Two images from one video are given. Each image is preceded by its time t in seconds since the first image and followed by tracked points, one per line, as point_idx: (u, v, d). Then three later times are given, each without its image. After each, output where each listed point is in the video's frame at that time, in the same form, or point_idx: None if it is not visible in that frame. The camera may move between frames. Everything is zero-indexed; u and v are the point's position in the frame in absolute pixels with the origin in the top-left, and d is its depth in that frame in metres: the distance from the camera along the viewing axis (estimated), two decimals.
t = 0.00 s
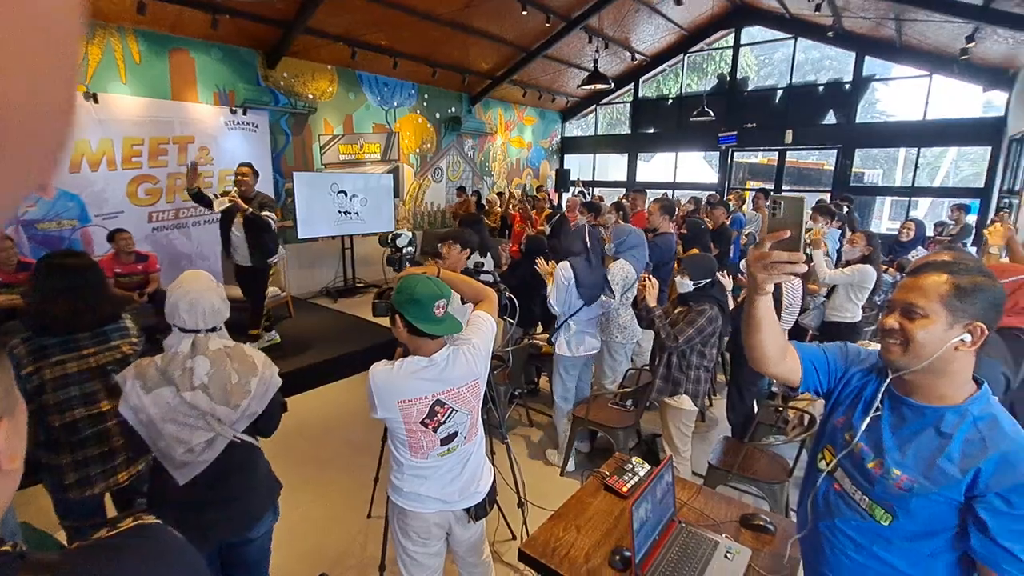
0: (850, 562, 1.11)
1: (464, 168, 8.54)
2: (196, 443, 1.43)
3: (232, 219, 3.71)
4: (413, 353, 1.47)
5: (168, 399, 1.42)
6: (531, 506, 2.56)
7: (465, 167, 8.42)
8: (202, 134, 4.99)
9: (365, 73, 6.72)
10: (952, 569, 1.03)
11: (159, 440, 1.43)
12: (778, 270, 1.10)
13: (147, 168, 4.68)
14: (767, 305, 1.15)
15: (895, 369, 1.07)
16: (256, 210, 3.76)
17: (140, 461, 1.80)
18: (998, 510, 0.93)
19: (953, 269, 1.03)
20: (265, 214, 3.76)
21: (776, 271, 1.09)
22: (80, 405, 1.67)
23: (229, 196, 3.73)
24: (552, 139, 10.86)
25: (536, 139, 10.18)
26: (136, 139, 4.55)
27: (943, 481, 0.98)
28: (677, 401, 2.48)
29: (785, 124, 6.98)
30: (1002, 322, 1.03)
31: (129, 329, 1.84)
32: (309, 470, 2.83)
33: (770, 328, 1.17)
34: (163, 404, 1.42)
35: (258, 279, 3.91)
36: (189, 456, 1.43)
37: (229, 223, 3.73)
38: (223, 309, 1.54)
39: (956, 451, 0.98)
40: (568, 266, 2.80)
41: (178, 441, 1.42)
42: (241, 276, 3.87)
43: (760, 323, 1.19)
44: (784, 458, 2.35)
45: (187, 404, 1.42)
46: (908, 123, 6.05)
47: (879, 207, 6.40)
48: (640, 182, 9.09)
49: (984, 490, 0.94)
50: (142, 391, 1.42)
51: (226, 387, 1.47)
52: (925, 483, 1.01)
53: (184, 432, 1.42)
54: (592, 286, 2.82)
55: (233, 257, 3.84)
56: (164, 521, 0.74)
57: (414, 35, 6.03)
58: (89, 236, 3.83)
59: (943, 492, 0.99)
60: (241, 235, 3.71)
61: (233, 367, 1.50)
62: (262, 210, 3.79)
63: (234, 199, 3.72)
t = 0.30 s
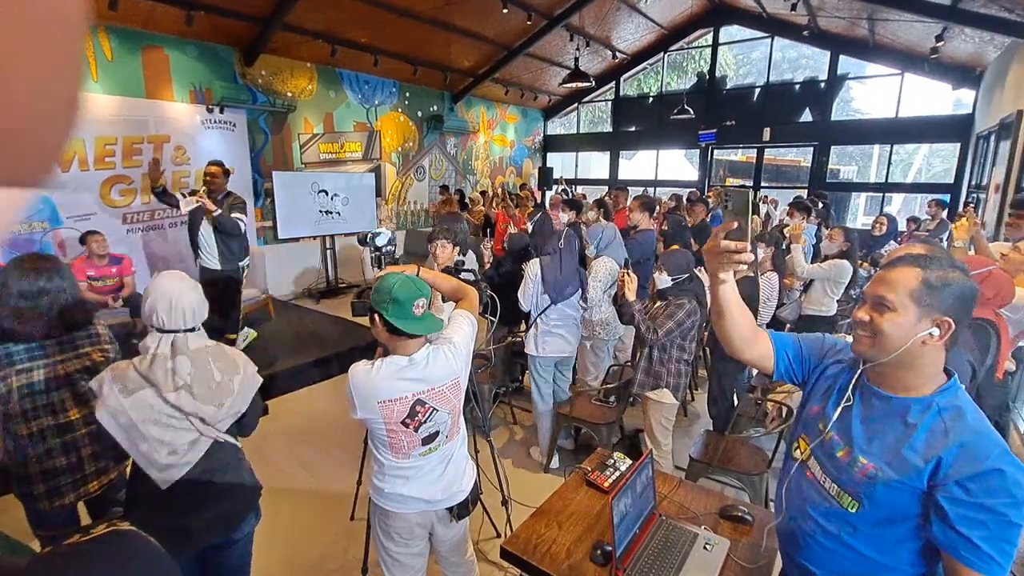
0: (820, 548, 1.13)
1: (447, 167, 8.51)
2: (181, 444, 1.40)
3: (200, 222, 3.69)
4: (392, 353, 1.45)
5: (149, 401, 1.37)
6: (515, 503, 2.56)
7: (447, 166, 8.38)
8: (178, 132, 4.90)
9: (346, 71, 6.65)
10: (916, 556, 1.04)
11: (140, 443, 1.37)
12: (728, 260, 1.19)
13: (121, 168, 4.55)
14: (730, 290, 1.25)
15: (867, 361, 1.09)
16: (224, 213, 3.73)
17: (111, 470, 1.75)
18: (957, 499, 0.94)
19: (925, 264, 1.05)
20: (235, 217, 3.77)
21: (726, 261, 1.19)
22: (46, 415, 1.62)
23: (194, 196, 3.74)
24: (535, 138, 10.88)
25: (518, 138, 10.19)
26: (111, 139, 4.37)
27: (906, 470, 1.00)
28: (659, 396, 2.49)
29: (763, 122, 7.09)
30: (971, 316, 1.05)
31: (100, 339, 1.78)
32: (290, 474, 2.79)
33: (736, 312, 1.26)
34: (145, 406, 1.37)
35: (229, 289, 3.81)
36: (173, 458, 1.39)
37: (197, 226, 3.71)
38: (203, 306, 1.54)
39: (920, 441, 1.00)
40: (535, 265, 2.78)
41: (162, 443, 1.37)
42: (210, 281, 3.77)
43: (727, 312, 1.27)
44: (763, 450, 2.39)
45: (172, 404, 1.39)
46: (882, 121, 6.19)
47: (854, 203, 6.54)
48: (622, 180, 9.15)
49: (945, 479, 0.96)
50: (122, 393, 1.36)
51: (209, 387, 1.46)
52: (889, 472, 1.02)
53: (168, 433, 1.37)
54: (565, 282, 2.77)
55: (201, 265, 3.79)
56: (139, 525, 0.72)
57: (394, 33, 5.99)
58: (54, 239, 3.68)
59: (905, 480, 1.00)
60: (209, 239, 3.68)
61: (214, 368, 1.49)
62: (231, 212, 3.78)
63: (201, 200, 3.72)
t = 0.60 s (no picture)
0: (812, 542, 1.14)
1: (442, 166, 8.50)
2: (175, 445, 1.39)
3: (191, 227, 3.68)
4: (389, 352, 1.45)
5: (143, 401, 1.38)
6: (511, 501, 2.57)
7: (443, 165, 8.37)
8: (170, 132, 4.88)
9: (340, 70, 6.64)
10: (904, 550, 1.04)
11: (132, 444, 1.37)
12: (702, 249, 1.25)
13: (113, 168, 4.52)
14: (713, 279, 1.28)
15: (860, 355, 1.10)
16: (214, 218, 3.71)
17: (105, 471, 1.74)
18: (946, 493, 0.94)
19: (920, 259, 1.05)
20: (226, 221, 3.76)
21: (700, 250, 1.26)
22: (41, 413, 1.60)
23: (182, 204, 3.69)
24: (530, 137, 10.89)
25: (514, 137, 10.19)
26: (102, 139, 4.39)
27: (896, 464, 1.00)
28: (653, 393, 2.50)
29: (758, 121, 7.11)
30: (967, 313, 1.05)
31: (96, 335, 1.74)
32: (285, 475, 2.77)
33: (720, 299, 1.29)
34: (138, 406, 1.37)
35: (217, 288, 3.91)
36: (165, 459, 1.39)
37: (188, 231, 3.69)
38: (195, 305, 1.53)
39: (910, 436, 1.00)
40: (526, 265, 2.76)
41: (155, 444, 1.37)
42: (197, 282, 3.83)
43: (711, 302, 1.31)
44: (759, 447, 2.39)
45: (164, 405, 1.38)
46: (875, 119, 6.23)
47: (849, 201, 6.57)
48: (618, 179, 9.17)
49: (934, 473, 0.96)
50: (113, 394, 1.36)
51: (200, 387, 1.43)
52: (879, 466, 1.02)
53: (160, 434, 1.37)
54: (555, 279, 2.74)
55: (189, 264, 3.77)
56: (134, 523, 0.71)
57: (389, 31, 5.97)
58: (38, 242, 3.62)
59: (895, 474, 1.00)
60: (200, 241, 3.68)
61: (205, 367, 1.46)
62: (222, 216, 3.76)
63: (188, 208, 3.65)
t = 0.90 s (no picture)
0: (819, 536, 1.14)
1: (446, 166, 8.50)
2: (170, 440, 1.40)
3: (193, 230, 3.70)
4: (401, 347, 1.46)
5: (141, 394, 1.39)
6: (517, 498, 2.58)
7: (446, 165, 8.37)
8: (174, 131, 4.89)
9: (344, 70, 6.65)
10: (910, 544, 1.05)
11: (132, 437, 1.40)
12: (702, 240, 1.27)
13: (117, 167, 4.57)
14: (718, 268, 1.29)
15: (871, 348, 1.11)
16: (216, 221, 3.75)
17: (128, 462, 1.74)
18: (951, 487, 0.94)
19: (931, 254, 1.06)
20: (228, 223, 3.81)
21: (700, 240, 1.27)
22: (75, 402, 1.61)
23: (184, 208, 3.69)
24: (534, 136, 10.89)
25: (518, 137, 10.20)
26: (105, 138, 4.42)
27: (902, 456, 1.00)
28: (650, 393, 2.50)
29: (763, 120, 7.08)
30: (978, 308, 1.05)
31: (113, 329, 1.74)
32: (292, 473, 2.78)
33: (729, 287, 1.29)
34: (138, 398, 1.38)
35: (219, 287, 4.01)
36: (163, 453, 1.41)
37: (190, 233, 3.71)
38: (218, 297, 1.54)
39: (916, 429, 1.00)
40: (541, 276, 2.85)
41: (150, 439, 1.39)
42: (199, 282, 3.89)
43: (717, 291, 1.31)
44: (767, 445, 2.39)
45: (158, 401, 1.39)
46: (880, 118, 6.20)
47: (854, 201, 6.54)
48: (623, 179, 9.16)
49: (939, 467, 0.96)
50: (115, 384, 1.38)
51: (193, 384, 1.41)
52: (886, 458, 1.03)
53: (158, 428, 1.39)
54: (569, 289, 2.81)
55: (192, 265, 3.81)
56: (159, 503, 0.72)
57: (393, 31, 5.98)
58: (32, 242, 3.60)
59: (900, 467, 1.01)
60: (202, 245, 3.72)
61: (199, 362, 1.43)
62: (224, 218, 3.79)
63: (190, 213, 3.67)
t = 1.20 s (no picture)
0: (851, 539, 1.12)
1: (467, 170, 8.55)
2: (164, 429, 1.43)
3: (214, 230, 3.88)
4: (427, 346, 1.48)
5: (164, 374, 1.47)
6: (539, 500, 2.59)
7: (467, 170, 8.41)
8: (204, 137, 5.04)
9: (367, 76, 6.75)
10: (944, 549, 1.02)
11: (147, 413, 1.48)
12: (727, 236, 1.26)
13: (150, 172, 4.74)
14: (746, 265, 1.26)
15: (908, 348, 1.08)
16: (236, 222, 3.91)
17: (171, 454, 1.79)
18: (986, 491, 0.91)
19: (970, 253, 1.02)
20: (250, 224, 3.97)
21: (725, 237, 1.26)
22: (138, 388, 1.67)
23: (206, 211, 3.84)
24: (555, 141, 10.89)
25: (539, 141, 10.21)
26: (138, 143, 4.60)
27: (935, 459, 0.98)
28: (666, 402, 2.47)
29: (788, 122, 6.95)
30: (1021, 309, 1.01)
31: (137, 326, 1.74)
32: (317, 470, 2.83)
33: (760, 284, 1.28)
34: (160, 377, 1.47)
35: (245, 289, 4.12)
36: (157, 437, 1.45)
37: (211, 233, 3.90)
38: (264, 324, 1.61)
39: (951, 431, 0.98)
40: (567, 290, 2.87)
41: (154, 419, 1.45)
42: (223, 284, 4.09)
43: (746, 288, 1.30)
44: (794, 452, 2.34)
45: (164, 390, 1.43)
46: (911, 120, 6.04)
47: (883, 205, 6.37)
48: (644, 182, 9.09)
49: (973, 470, 0.93)
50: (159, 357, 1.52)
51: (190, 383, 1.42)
52: (919, 460, 1.01)
53: (159, 411, 1.44)
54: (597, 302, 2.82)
55: (216, 264, 4.01)
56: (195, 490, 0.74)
57: (416, 36, 6.06)
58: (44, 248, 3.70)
59: (934, 470, 0.98)
60: (224, 243, 3.92)
61: (202, 362, 1.44)
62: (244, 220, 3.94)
63: (212, 214, 3.84)
